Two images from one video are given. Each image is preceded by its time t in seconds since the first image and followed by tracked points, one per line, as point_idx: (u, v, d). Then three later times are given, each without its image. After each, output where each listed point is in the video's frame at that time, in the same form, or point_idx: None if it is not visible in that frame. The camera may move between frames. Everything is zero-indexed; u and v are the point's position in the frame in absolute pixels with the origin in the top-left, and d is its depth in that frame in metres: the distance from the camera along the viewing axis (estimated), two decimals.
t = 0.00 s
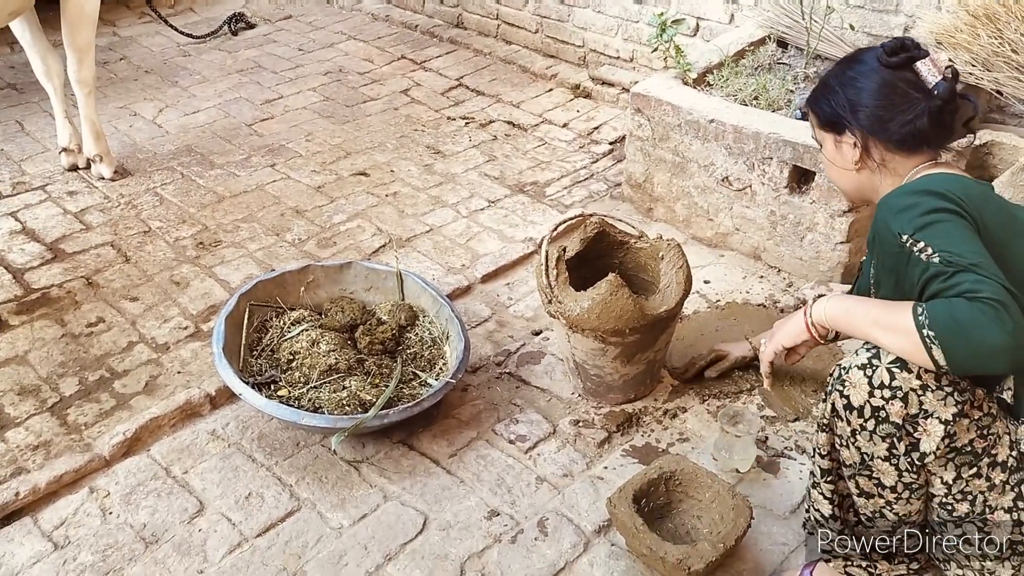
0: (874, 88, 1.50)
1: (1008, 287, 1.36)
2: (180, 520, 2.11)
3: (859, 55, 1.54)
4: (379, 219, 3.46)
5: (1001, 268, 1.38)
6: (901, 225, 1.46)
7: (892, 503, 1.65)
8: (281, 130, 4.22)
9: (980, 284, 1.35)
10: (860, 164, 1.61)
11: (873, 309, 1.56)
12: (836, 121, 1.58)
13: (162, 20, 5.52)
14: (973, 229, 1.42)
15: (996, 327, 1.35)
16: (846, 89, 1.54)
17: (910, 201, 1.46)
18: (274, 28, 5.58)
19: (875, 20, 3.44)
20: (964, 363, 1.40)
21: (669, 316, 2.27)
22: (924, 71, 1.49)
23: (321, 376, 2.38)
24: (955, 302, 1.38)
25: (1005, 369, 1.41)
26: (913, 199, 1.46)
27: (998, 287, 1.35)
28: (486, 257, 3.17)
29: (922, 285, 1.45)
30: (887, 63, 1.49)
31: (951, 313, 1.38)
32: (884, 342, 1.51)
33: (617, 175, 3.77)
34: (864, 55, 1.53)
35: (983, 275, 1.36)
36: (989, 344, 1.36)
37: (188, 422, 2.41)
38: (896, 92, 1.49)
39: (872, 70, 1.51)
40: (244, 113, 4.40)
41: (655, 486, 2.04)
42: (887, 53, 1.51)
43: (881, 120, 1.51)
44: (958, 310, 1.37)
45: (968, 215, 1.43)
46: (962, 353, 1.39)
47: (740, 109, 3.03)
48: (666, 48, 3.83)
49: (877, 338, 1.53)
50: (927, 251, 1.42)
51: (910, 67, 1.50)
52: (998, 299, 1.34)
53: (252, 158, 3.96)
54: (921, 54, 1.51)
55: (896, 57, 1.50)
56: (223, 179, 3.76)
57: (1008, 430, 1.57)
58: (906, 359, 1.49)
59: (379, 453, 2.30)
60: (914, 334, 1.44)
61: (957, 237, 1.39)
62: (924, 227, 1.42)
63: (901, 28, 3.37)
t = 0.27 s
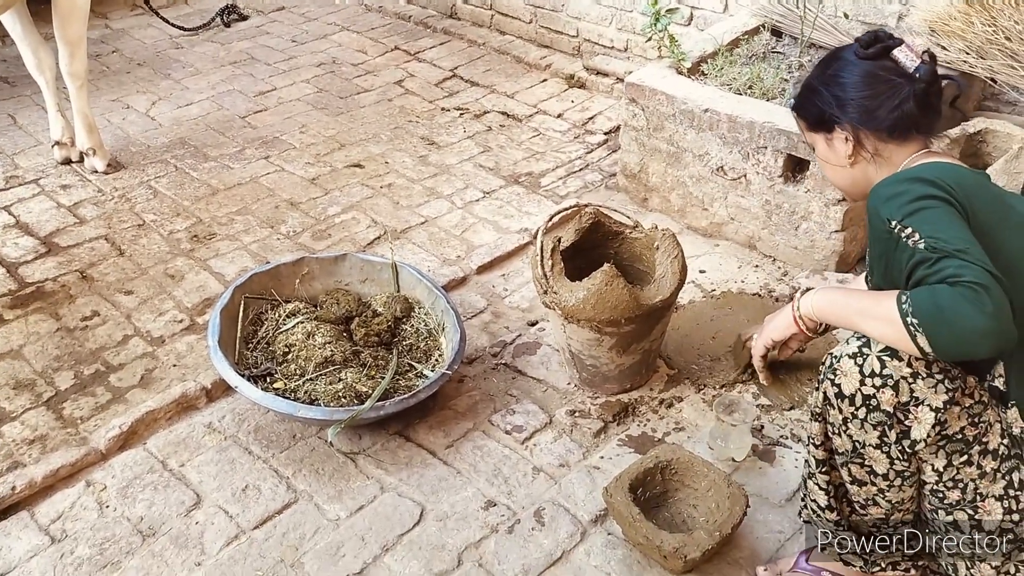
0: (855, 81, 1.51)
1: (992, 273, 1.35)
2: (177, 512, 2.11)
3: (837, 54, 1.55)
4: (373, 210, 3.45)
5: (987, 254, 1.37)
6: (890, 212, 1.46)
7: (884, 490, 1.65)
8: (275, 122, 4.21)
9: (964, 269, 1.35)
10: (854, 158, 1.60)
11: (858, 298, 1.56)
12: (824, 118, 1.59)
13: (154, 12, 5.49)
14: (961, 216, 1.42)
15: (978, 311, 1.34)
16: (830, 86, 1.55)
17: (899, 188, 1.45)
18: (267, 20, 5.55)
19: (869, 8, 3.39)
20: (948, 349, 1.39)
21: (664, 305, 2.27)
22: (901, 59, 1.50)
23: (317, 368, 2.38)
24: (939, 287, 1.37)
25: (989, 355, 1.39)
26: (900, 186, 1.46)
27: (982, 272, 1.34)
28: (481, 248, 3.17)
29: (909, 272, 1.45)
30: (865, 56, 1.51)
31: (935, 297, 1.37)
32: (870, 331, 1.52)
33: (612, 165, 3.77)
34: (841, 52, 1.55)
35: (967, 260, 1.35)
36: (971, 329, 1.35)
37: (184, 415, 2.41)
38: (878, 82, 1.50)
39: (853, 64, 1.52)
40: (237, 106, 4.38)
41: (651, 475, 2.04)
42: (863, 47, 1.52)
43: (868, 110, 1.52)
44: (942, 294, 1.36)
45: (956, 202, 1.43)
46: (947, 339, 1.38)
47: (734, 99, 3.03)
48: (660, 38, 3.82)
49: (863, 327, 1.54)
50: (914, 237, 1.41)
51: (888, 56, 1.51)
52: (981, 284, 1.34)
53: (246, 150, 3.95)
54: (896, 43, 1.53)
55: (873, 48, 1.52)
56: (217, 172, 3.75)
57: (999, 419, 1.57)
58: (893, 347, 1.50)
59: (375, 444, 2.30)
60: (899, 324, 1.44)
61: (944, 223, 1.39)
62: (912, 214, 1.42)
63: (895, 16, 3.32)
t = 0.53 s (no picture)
0: (839, 80, 1.52)
1: (972, 272, 1.37)
2: (166, 512, 2.11)
3: (817, 54, 1.56)
4: (361, 207, 3.45)
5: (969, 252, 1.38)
6: (874, 206, 1.46)
7: (870, 484, 1.66)
8: (262, 120, 4.19)
9: (945, 267, 1.36)
10: (841, 156, 1.61)
11: (839, 293, 1.57)
12: (809, 119, 1.59)
13: (138, 9, 5.46)
14: (944, 213, 1.43)
15: (957, 308, 1.35)
16: (813, 86, 1.56)
17: (884, 183, 1.46)
18: (252, 16, 5.53)
19: (854, 3, 3.40)
20: (927, 346, 1.41)
21: (652, 300, 2.28)
22: (882, 56, 1.52)
23: (304, 366, 2.38)
24: (920, 284, 1.39)
25: (967, 352, 1.41)
26: (885, 182, 1.46)
27: (962, 271, 1.35)
28: (469, 244, 3.17)
29: (891, 267, 1.46)
30: (847, 54, 1.52)
31: (915, 294, 1.39)
32: (851, 326, 1.52)
33: (599, 161, 3.77)
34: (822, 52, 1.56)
35: (948, 259, 1.36)
36: (949, 327, 1.37)
37: (172, 414, 2.40)
38: (861, 79, 1.51)
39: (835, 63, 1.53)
40: (223, 103, 4.36)
41: (640, 470, 2.05)
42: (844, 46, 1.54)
43: (854, 108, 1.52)
44: (922, 291, 1.38)
45: (940, 199, 1.44)
46: (925, 336, 1.40)
47: (720, 94, 3.04)
48: (647, 33, 3.82)
49: (845, 322, 1.55)
50: (897, 233, 1.42)
51: (868, 53, 1.53)
52: (960, 282, 1.35)
53: (232, 148, 3.93)
54: (875, 41, 1.55)
55: (853, 47, 1.54)
56: (203, 170, 3.73)
57: (984, 413, 1.58)
58: (874, 342, 1.51)
59: (364, 442, 2.30)
60: (879, 320, 1.45)
61: (926, 220, 1.40)
62: (896, 210, 1.43)
63: (880, 11, 3.33)
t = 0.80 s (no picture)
0: (830, 91, 1.54)
1: (967, 290, 1.38)
2: (154, 530, 2.09)
3: (808, 66, 1.58)
4: (350, 222, 3.45)
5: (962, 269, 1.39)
6: (868, 220, 1.47)
7: (862, 495, 1.67)
8: (251, 135, 4.19)
9: (940, 285, 1.37)
10: (831, 167, 1.62)
11: (832, 307, 1.58)
12: (799, 130, 1.61)
13: (127, 25, 5.46)
14: (937, 228, 1.44)
15: (951, 327, 1.36)
16: (804, 98, 1.57)
17: (878, 197, 1.47)
18: (241, 33, 5.54)
19: (838, 18, 3.48)
20: (920, 364, 1.42)
21: (642, 313, 2.28)
22: (873, 69, 1.54)
23: (294, 382, 2.37)
24: (916, 301, 1.40)
25: (958, 372, 1.42)
26: (879, 196, 1.47)
27: (957, 288, 1.37)
28: (459, 258, 3.17)
29: (885, 282, 1.47)
30: (838, 67, 1.54)
31: (910, 312, 1.40)
32: (844, 340, 1.54)
33: (588, 175, 3.79)
34: (813, 64, 1.58)
35: (943, 276, 1.38)
36: (944, 345, 1.38)
37: (161, 431, 2.39)
38: (852, 91, 1.53)
39: (826, 75, 1.55)
40: (212, 119, 4.36)
41: (631, 483, 2.05)
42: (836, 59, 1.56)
43: (845, 119, 1.54)
44: (917, 308, 1.39)
45: (933, 214, 1.45)
46: (919, 352, 1.41)
47: (707, 108, 3.06)
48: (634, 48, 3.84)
49: (838, 336, 1.56)
50: (891, 249, 1.43)
51: (860, 67, 1.55)
52: (956, 300, 1.36)
53: (221, 164, 3.93)
54: (866, 55, 1.57)
55: (844, 60, 1.56)
56: (191, 186, 3.73)
57: (974, 424, 1.58)
58: (866, 356, 1.52)
59: (354, 457, 2.29)
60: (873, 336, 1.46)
61: (921, 236, 1.41)
62: (890, 224, 1.43)
63: (864, 26, 3.42)
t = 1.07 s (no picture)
0: (826, 106, 1.54)
1: (976, 302, 1.38)
2: (157, 540, 2.09)
3: (802, 81, 1.59)
4: (352, 232, 3.45)
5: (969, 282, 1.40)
6: (872, 234, 1.47)
7: (868, 506, 1.67)
8: (253, 146, 4.20)
9: (951, 298, 1.37)
10: (831, 181, 1.63)
11: (837, 318, 1.58)
12: (796, 146, 1.61)
13: (130, 37, 5.49)
14: (942, 241, 1.44)
15: (962, 341, 1.37)
16: (800, 113, 1.58)
17: (881, 211, 1.47)
18: (243, 44, 5.56)
19: (839, 27, 3.48)
20: (932, 377, 1.42)
21: (645, 322, 2.28)
22: (869, 83, 1.55)
23: (297, 392, 2.37)
24: (926, 315, 1.39)
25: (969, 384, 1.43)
26: (882, 210, 1.47)
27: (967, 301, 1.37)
28: (461, 268, 3.17)
29: (892, 295, 1.47)
30: (833, 81, 1.55)
31: (922, 325, 1.39)
32: (851, 352, 1.54)
33: (590, 184, 3.80)
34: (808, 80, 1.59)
35: (953, 289, 1.38)
36: (957, 358, 1.38)
37: (163, 441, 2.39)
38: (849, 106, 1.53)
39: (821, 90, 1.55)
40: (215, 130, 4.38)
41: (634, 493, 2.04)
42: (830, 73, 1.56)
43: (842, 134, 1.54)
44: (928, 321, 1.38)
45: (937, 226, 1.45)
46: (930, 365, 1.41)
47: (708, 118, 3.07)
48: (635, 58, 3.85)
49: (845, 347, 1.56)
50: (899, 262, 1.43)
51: (854, 81, 1.56)
52: (966, 313, 1.36)
53: (223, 174, 3.94)
54: (860, 69, 1.58)
55: (839, 75, 1.57)
56: (194, 196, 3.74)
57: (981, 435, 1.57)
58: (873, 368, 1.52)
59: (356, 467, 2.29)
60: (882, 349, 1.46)
61: (928, 250, 1.41)
62: (896, 238, 1.43)
63: (865, 35, 3.41)
